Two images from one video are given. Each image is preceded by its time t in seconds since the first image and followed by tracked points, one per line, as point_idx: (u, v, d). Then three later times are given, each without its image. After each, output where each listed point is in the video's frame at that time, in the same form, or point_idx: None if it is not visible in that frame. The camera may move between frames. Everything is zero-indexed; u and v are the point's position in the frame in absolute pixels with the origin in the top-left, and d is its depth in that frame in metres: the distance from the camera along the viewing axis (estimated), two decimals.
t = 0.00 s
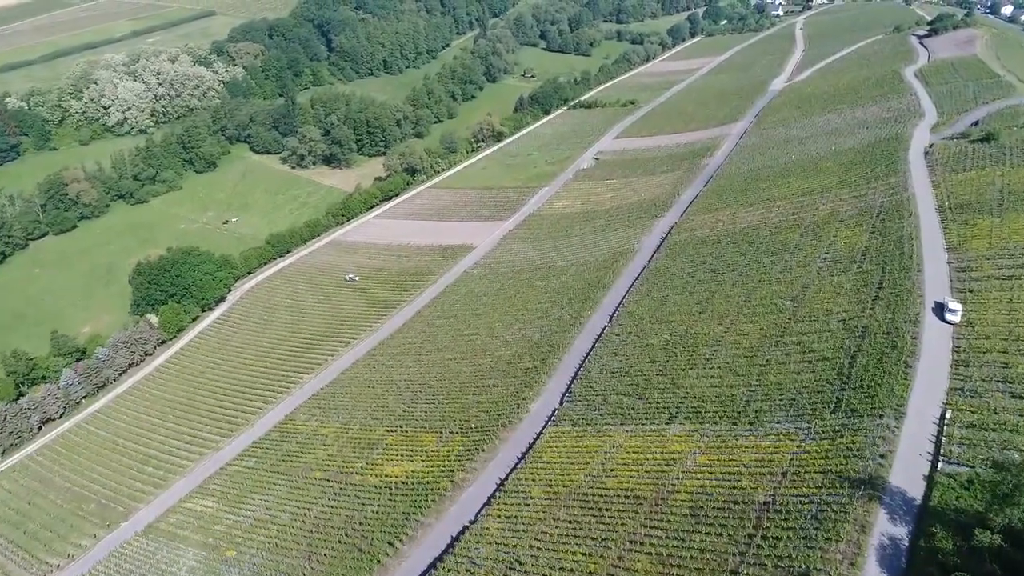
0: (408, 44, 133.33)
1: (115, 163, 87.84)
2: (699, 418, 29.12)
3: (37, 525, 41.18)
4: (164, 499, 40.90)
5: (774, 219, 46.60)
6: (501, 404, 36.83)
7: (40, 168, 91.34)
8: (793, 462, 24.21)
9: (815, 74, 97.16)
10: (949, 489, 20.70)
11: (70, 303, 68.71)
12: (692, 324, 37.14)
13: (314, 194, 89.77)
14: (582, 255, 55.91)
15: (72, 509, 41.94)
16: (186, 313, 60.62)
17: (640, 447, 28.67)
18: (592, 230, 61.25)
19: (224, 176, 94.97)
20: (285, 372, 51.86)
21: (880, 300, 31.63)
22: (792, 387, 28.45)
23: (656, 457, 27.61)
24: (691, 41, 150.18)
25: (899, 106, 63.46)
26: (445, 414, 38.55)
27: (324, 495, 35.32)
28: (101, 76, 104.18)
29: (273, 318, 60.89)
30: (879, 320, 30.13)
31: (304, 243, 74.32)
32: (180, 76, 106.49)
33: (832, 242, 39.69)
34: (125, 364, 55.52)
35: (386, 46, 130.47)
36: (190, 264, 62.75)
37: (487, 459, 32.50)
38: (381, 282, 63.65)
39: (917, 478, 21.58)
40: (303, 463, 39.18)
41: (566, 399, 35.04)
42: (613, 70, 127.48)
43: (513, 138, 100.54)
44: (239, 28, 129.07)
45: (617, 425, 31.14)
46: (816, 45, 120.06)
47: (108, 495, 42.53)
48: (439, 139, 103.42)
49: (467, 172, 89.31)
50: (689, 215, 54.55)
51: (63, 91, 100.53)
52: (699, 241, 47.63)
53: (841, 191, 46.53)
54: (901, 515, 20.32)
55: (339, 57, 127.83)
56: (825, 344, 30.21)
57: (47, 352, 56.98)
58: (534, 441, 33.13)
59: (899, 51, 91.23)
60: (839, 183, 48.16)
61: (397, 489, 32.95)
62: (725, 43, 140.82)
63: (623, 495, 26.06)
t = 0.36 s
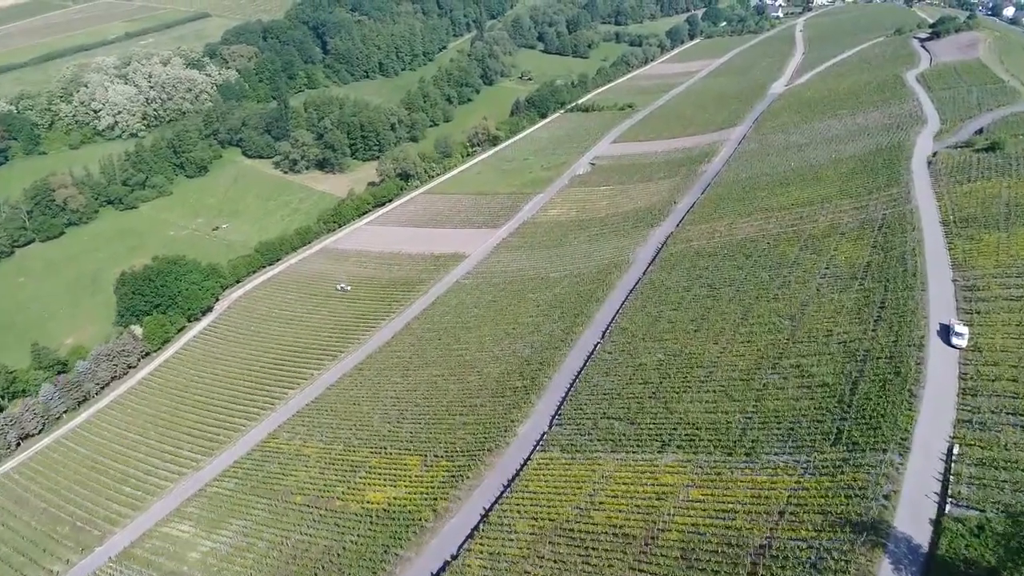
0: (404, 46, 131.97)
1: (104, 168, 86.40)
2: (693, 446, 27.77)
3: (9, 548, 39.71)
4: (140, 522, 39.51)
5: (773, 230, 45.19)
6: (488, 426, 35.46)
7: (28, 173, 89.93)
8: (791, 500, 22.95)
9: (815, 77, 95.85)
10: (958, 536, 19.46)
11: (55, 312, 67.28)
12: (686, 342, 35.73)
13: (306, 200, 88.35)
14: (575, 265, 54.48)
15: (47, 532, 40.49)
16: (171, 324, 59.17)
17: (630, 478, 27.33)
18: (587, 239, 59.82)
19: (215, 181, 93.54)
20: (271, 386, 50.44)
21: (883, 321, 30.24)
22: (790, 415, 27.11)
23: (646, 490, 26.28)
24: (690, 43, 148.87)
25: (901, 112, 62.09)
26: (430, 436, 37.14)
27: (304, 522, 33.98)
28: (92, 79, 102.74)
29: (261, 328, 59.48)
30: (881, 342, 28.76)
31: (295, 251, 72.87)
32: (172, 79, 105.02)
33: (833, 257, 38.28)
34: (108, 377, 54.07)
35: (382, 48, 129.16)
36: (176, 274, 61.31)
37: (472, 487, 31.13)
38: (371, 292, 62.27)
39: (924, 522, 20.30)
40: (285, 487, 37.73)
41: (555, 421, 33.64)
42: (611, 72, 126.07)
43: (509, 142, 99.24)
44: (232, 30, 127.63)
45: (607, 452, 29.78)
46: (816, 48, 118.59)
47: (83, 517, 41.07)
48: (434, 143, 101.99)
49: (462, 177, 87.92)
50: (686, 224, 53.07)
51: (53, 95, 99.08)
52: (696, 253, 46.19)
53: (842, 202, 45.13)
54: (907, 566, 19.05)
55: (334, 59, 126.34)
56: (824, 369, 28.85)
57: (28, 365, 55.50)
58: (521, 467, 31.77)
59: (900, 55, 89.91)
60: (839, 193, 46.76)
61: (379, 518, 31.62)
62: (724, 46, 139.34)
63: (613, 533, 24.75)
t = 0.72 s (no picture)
0: (400, 48, 130.71)
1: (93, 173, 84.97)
2: (686, 479, 26.46)
3: None
4: (116, 547, 38.15)
5: (771, 243, 43.81)
6: (474, 450, 34.10)
7: (16, 178, 88.53)
8: (789, 543, 21.79)
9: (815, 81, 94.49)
10: None
11: (39, 321, 65.80)
12: (681, 363, 34.34)
13: (298, 205, 86.95)
14: (569, 276, 53.08)
15: (19, 556, 39.05)
16: (155, 335, 57.73)
17: (619, 512, 26.04)
18: (581, 248, 58.47)
19: (207, 186, 92.13)
20: (255, 402, 49.05)
21: (886, 344, 28.96)
22: (788, 447, 25.87)
23: (636, 526, 25.00)
24: (689, 45, 147.47)
25: (903, 118, 60.68)
26: (414, 459, 35.79)
27: (282, 551, 32.59)
28: (83, 83, 101.34)
29: (248, 339, 58.07)
30: (884, 368, 27.45)
31: (285, 258, 71.42)
32: (164, 82, 103.58)
33: (834, 272, 36.89)
34: (89, 391, 52.68)
35: (378, 51, 127.92)
36: (161, 283, 59.93)
37: (456, 518, 29.80)
38: (361, 302, 60.87)
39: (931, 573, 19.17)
40: (264, 510, 36.32)
41: (543, 446, 32.26)
42: (609, 74, 124.65)
43: (505, 146, 97.88)
44: (226, 32, 126.26)
45: (596, 482, 28.43)
46: (817, 50, 117.11)
47: (58, 540, 39.68)
48: (429, 147, 100.60)
49: (456, 182, 86.56)
50: (682, 234, 51.64)
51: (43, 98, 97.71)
52: (692, 266, 44.80)
53: (843, 214, 43.75)
54: None
55: (329, 61, 125.03)
56: (824, 396, 27.55)
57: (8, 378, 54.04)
58: (508, 496, 30.41)
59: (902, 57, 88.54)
60: (840, 204, 45.35)
61: (359, 550, 30.34)
62: (723, 48, 137.91)
63: None
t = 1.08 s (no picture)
0: (396, 50, 129.55)
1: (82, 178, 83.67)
2: (679, 512, 25.58)
3: None
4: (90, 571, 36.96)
5: (770, 255, 42.58)
6: (461, 472, 33.02)
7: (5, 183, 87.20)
8: None
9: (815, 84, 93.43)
10: None
11: (23, 330, 64.42)
12: (675, 383, 33.10)
13: (291, 211, 85.68)
14: (562, 287, 51.84)
15: None
16: (140, 345, 56.37)
17: (610, 546, 25.02)
18: (576, 257, 57.23)
19: (198, 191, 90.82)
20: (239, 417, 47.83)
21: (889, 369, 28.17)
22: (786, 479, 25.16)
23: (627, 562, 24.05)
24: (688, 47, 146.34)
25: (904, 124, 59.55)
26: (399, 481, 34.68)
27: None
28: (73, 86, 99.99)
29: (236, 350, 56.86)
30: (888, 394, 26.83)
31: (275, 265, 70.11)
32: (156, 85, 102.18)
33: (834, 287, 35.73)
34: (72, 404, 51.38)
35: (373, 53, 126.77)
36: (147, 292, 58.62)
37: (440, 547, 28.72)
38: (352, 311, 59.64)
39: None
40: (244, 534, 35.03)
41: (531, 470, 31.14)
42: (606, 77, 123.48)
43: (501, 151, 96.68)
44: (220, 34, 124.97)
45: (585, 511, 27.32)
46: (816, 53, 116.06)
47: (32, 564, 38.37)
48: (424, 151, 99.36)
49: (451, 187, 85.37)
50: (679, 243, 50.35)
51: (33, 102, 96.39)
52: (688, 278, 43.50)
53: (843, 225, 42.55)
54: None
55: (324, 64, 123.78)
56: (824, 424, 26.88)
57: None
58: (494, 524, 29.35)
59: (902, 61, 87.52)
60: (841, 214, 44.14)
61: None
62: (722, 50, 136.73)
63: None
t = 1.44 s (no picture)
0: (391, 53, 128.15)
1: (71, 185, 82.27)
2: (670, 551, 24.52)
3: None
4: None
5: (769, 268, 41.14)
6: (445, 500, 31.78)
7: None
8: None
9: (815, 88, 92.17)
10: None
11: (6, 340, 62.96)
12: (668, 406, 31.77)
13: (282, 217, 84.30)
14: (555, 299, 50.40)
15: None
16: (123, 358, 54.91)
17: None
18: (570, 268, 55.80)
19: (188, 197, 89.42)
20: (222, 435, 46.48)
21: (892, 399, 27.34)
22: (783, 517, 24.31)
23: None
24: (687, 49, 145.02)
25: (906, 131, 58.29)
26: (381, 506, 33.39)
27: None
28: (63, 89, 98.52)
29: (222, 363, 55.49)
30: (892, 424, 26.17)
31: (265, 273, 68.67)
32: (147, 89, 100.77)
33: (834, 306, 34.43)
34: (51, 419, 49.88)
35: (369, 55, 125.38)
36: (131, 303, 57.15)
37: None
38: (341, 322, 58.25)
39: None
40: (220, 563, 33.63)
41: (516, 499, 29.81)
42: (604, 80, 122.06)
43: (496, 155, 95.30)
44: (213, 36, 123.53)
45: (571, 547, 26.00)
46: (816, 56, 114.60)
47: None
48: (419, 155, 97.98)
49: (445, 193, 84.01)
50: (675, 254, 48.89)
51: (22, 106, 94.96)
52: (683, 292, 42.10)
53: (844, 238, 41.15)
54: None
55: (319, 66, 122.39)
56: (824, 457, 26.03)
57: None
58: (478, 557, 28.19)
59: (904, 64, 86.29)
60: (842, 226, 42.74)
61: None
62: (721, 52, 135.43)
63: None
